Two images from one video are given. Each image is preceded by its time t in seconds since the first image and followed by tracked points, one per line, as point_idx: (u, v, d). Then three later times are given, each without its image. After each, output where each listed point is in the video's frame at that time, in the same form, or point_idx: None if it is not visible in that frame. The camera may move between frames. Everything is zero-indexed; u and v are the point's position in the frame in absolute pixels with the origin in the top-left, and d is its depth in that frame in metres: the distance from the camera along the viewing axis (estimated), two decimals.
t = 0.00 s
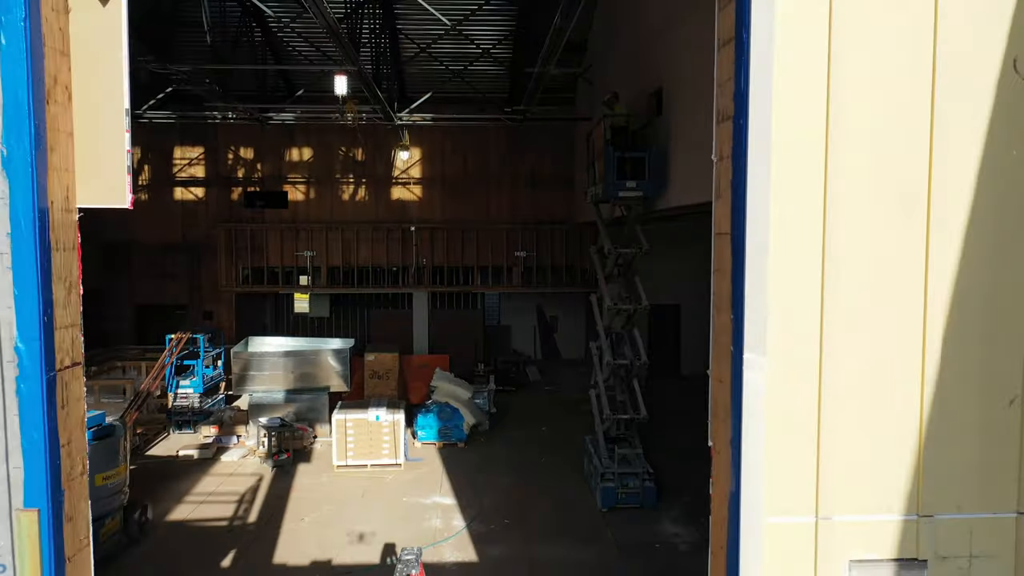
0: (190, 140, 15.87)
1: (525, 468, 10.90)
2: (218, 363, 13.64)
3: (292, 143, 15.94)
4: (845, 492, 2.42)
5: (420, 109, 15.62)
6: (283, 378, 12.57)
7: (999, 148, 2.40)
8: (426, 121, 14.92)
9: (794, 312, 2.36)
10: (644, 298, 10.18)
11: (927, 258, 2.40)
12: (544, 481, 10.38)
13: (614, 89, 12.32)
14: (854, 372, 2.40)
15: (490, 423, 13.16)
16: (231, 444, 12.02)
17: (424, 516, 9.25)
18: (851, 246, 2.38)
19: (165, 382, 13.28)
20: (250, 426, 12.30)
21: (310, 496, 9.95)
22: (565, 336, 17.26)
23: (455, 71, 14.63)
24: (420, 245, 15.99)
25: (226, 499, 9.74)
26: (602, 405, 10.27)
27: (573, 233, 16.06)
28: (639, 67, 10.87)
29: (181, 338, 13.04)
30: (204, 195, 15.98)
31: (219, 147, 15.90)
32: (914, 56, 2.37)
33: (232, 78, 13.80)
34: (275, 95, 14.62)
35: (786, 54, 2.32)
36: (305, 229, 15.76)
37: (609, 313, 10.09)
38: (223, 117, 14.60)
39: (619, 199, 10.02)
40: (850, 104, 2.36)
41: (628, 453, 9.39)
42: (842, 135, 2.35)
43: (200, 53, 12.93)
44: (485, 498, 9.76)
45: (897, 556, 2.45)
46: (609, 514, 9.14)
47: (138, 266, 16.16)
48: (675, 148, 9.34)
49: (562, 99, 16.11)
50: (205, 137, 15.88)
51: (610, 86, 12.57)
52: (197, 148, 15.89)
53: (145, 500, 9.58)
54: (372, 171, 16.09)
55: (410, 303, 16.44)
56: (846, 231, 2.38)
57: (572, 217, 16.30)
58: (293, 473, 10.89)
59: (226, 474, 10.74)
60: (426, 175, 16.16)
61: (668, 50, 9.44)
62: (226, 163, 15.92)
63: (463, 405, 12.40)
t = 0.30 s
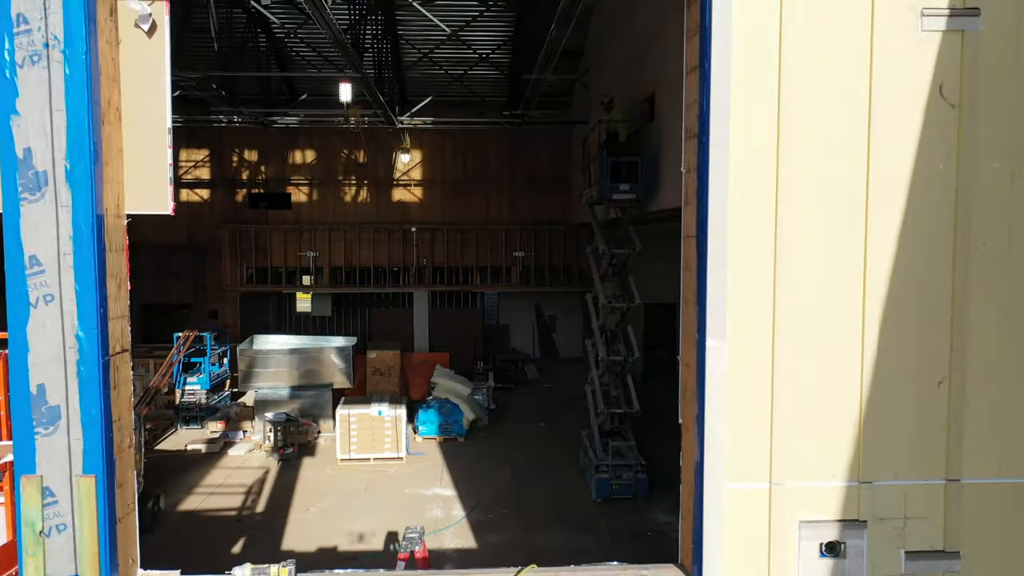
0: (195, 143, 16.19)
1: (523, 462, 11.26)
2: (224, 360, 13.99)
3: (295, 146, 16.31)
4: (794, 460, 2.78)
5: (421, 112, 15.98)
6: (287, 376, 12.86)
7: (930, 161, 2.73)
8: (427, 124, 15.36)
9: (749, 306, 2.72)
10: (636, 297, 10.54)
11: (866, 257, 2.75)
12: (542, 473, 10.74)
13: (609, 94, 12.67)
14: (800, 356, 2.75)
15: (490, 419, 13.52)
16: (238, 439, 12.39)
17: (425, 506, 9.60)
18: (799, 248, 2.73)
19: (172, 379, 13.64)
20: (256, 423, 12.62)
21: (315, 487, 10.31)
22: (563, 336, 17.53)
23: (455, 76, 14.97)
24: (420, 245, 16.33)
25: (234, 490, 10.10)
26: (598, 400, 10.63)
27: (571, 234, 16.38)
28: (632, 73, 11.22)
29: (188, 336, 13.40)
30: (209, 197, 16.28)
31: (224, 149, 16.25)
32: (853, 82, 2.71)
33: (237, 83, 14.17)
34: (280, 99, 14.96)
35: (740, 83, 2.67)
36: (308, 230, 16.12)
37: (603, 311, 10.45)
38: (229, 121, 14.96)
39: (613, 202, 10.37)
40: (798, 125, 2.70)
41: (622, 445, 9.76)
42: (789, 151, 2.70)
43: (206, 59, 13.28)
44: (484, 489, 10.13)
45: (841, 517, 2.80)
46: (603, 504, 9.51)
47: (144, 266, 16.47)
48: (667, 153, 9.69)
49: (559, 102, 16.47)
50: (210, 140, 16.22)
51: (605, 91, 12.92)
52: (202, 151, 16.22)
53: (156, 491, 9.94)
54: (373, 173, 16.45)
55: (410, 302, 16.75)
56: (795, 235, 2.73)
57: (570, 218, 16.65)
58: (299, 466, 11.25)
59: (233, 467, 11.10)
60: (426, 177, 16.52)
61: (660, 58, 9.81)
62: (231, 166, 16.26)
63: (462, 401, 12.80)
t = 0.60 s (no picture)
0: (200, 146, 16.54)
1: (520, 455, 11.64)
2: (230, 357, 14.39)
3: (298, 148, 16.68)
4: (751, 432, 3.18)
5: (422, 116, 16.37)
6: (293, 372, 13.27)
7: (868, 171, 3.14)
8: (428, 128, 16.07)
9: (712, 298, 3.12)
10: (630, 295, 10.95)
11: (813, 256, 3.15)
12: (538, 466, 11.13)
13: (604, 99, 13.05)
14: (756, 342, 3.15)
15: (488, 414, 13.92)
16: (245, 433, 12.72)
17: (427, 496, 10.00)
18: (755, 247, 3.13)
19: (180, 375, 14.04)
20: (261, 417, 13.00)
21: (320, 479, 10.71)
22: (561, 334, 17.85)
23: (455, 80, 15.35)
24: (421, 246, 16.75)
25: (242, 481, 10.50)
26: (593, 395, 11.02)
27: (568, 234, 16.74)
28: (626, 78, 11.60)
29: (196, 334, 13.80)
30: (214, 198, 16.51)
31: (228, 152, 16.62)
32: (801, 102, 3.11)
33: (244, 87, 14.55)
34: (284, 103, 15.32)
35: (703, 103, 3.07)
36: (311, 231, 16.58)
37: (598, 308, 10.86)
38: (234, 124, 15.33)
39: (608, 203, 10.75)
40: (753, 139, 3.10)
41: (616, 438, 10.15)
42: (746, 163, 3.10)
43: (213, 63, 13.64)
44: (483, 481, 10.52)
45: (792, 482, 3.20)
46: (597, 494, 9.90)
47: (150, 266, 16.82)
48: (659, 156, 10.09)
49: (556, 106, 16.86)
50: (215, 143, 16.59)
51: (601, 95, 13.31)
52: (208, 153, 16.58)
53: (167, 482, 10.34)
54: (374, 176, 16.81)
55: (410, 301, 17.14)
56: (751, 235, 3.12)
57: (567, 218, 17.02)
58: (304, 459, 11.65)
59: (240, 459, 11.49)
60: (426, 179, 16.89)
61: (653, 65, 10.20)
62: (235, 168, 16.63)
63: (462, 397, 13.23)
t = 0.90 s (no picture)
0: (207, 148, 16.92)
1: (518, 447, 12.08)
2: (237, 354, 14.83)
3: (303, 151, 17.05)
4: (715, 410, 3.62)
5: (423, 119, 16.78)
6: (297, 368, 13.63)
7: (818, 181, 3.58)
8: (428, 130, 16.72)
9: (680, 291, 3.56)
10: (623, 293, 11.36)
11: (769, 256, 3.59)
12: (535, 458, 11.56)
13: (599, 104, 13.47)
14: (717, 330, 3.59)
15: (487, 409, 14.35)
16: (251, 427, 13.26)
17: (427, 486, 10.47)
18: (718, 247, 3.57)
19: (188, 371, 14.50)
20: (266, 412, 13.54)
21: (324, 470, 11.17)
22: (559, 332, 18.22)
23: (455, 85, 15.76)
24: (421, 246, 17.27)
25: (250, 472, 10.96)
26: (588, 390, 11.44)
27: (565, 234, 17.20)
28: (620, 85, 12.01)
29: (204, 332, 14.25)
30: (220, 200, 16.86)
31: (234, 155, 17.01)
32: (759, 120, 3.55)
33: (249, 93, 14.97)
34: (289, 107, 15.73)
35: (671, 123, 3.51)
36: (315, 231, 17.04)
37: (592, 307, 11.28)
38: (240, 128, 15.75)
39: (602, 205, 11.17)
40: (717, 153, 3.54)
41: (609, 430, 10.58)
42: (710, 174, 3.54)
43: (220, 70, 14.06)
44: (480, 471, 10.96)
45: (751, 454, 3.64)
46: (590, 484, 10.33)
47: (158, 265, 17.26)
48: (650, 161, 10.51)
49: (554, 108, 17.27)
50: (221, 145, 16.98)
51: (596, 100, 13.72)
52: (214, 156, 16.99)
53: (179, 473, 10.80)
54: (376, 177, 17.18)
55: (411, 299, 17.18)
56: (714, 237, 3.57)
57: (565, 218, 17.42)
58: (309, 451, 12.10)
59: (248, 452, 11.95)
60: (427, 180, 17.31)
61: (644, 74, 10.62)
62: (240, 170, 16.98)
63: (462, 392, 13.66)
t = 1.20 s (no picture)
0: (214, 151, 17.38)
1: (515, 440, 12.54)
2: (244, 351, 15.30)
3: (306, 154, 17.57)
4: (685, 395, 4.08)
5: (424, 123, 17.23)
6: (301, 365, 14.13)
7: (776, 191, 4.05)
8: (428, 134, 17.12)
9: (654, 290, 4.03)
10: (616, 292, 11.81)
11: (733, 258, 4.06)
12: (532, 450, 12.02)
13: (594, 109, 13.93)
14: (687, 324, 4.06)
15: (486, 404, 14.81)
16: (258, 422, 13.74)
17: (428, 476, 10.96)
18: (688, 251, 4.04)
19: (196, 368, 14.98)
20: (273, 407, 13.97)
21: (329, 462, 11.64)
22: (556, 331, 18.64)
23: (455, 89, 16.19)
24: (422, 246, 17.68)
25: (259, 464, 11.44)
26: (583, 385, 11.90)
27: (562, 235, 17.63)
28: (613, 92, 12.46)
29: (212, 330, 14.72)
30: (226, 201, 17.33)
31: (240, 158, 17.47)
32: (723, 138, 4.02)
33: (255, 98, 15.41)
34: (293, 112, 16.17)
35: (646, 141, 3.98)
36: (318, 232, 17.47)
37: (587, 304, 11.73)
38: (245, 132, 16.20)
39: (597, 207, 11.63)
40: (687, 166, 4.01)
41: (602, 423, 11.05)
42: (680, 186, 4.01)
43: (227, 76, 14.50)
44: (479, 463, 11.43)
45: (718, 434, 4.11)
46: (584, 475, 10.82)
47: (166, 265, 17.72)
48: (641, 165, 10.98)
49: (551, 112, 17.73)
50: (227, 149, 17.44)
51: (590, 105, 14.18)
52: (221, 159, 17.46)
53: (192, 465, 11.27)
54: (377, 180, 17.65)
55: (412, 298, 17.56)
56: (685, 241, 4.04)
57: (562, 220, 17.87)
58: (315, 444, 12.57)
59: (256, 445, 12.42)
60: (427, 182, 17.78)
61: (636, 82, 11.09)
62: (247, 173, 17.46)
63: (462, 388, 14.13)
